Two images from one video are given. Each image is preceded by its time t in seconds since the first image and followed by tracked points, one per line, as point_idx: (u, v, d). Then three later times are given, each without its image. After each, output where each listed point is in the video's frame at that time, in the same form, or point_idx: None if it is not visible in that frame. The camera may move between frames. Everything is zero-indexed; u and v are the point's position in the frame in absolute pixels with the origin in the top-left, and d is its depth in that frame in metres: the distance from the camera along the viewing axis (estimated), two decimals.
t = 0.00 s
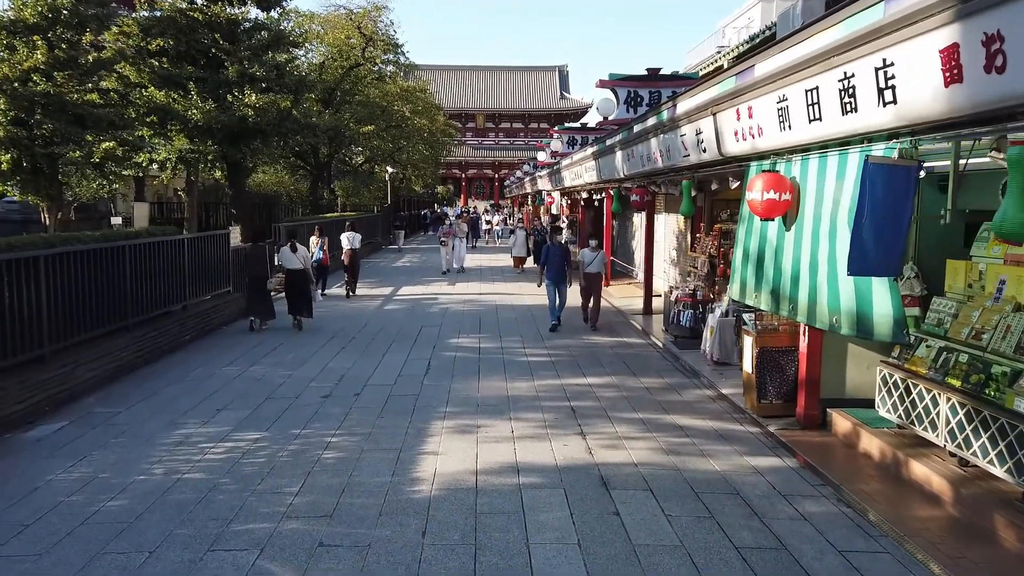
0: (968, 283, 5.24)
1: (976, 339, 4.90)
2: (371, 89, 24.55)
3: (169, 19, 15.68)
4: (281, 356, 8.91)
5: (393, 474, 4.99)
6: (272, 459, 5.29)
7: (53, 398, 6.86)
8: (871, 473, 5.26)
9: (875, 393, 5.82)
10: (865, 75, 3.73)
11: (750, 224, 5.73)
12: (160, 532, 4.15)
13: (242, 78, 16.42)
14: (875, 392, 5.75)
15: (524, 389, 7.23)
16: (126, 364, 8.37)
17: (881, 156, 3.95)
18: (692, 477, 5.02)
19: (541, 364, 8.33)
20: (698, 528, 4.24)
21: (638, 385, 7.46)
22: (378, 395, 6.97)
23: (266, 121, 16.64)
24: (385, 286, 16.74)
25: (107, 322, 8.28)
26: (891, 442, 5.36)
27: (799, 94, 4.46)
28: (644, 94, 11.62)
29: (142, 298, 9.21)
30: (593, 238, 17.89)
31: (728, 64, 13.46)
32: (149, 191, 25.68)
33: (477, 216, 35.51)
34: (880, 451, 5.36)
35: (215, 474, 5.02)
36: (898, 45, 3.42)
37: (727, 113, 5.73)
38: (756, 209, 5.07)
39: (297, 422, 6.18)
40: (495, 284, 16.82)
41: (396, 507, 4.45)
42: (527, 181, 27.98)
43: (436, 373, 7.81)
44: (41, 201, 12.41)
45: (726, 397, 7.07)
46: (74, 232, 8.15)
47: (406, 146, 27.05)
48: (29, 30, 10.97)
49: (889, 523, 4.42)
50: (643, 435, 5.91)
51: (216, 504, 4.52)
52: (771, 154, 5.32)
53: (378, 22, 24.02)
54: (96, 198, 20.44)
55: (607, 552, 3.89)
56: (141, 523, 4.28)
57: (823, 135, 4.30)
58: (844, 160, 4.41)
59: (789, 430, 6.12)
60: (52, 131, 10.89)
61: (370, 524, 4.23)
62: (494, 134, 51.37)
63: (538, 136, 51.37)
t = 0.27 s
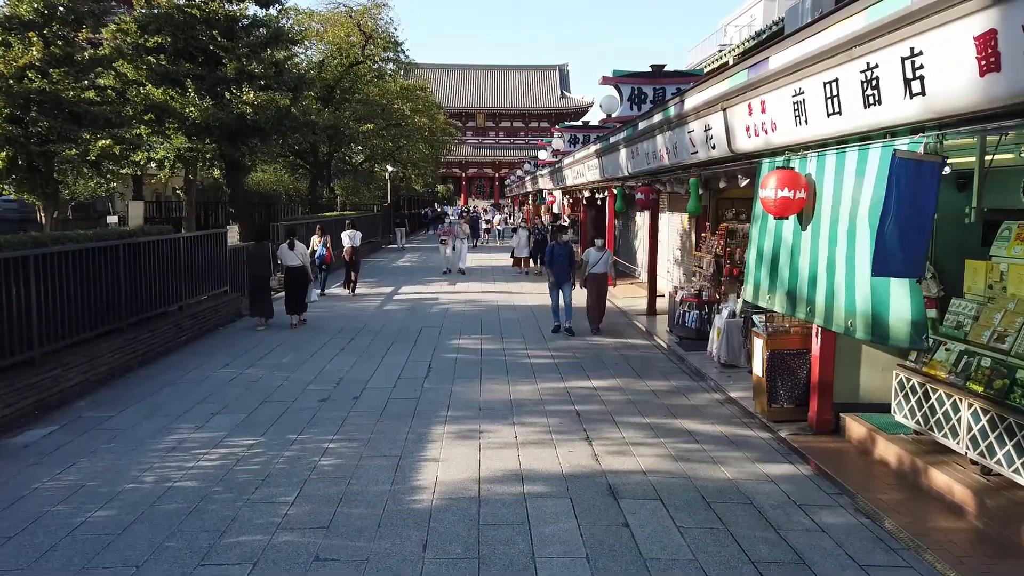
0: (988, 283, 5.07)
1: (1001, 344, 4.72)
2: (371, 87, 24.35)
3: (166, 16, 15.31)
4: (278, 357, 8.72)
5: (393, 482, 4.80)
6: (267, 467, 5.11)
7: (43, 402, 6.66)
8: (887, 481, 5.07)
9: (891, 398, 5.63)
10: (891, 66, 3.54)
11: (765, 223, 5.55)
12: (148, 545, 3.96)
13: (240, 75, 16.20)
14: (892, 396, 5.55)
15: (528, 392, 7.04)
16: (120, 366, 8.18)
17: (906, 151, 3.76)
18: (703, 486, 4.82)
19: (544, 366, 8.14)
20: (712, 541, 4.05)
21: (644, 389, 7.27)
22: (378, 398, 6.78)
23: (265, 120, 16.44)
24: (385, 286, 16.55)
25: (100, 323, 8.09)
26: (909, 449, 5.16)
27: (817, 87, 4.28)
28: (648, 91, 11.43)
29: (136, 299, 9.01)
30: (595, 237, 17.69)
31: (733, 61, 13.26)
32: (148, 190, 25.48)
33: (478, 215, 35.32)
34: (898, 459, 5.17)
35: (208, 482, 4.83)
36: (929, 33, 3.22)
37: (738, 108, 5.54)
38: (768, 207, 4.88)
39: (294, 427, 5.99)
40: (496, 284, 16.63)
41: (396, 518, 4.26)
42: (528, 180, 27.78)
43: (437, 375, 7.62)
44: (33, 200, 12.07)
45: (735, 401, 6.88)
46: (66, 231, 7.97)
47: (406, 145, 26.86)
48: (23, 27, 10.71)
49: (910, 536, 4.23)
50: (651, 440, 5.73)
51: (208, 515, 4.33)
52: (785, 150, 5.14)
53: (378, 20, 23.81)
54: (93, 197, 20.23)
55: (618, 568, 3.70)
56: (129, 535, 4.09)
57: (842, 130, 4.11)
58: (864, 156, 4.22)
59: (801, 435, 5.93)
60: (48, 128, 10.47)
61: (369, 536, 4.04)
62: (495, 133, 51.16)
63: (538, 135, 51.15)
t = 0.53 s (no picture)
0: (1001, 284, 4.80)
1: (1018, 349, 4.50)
2: (368, 86, 24.14)
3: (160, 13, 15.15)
4: (272, 361, 8.53)
5: (389, 493, 4.62)
6: (258, 476, 4.92)
7: (29, 407, 6.47)
8: (899, 490, 4.91)
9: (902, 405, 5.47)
10: (914, 60, 3.37)
11: (773, 225, 5.40)
12: (132, 562, 3.77)
13: (235, 74, 15.98)
14: (903, 403, 5.39)
15: (528, 397, 6.87)
16: (111, 369, 7.99)
17: (927, 151, 3.58)
18: (710, 497, 4.66)
19: (544, 370, 7.97)
20: (722, 556, 3.88)
21: (647, 393, 7.11)
22: (374, 404, 6.60)
23: (260, 119, 16.22)
24: (381, 287, 16.36)
25: (89, 326, 7.89)
26: (922, 457, 5.00)
27: (832, 83, 4.10)
28: (649, 90, 11.27)
29: (127, 300, 8.82)
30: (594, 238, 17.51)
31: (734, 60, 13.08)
32: (142, 189, 25.27)
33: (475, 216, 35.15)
34: (910, 467, 5.00)
35: (198, 493, 4.66)
36: (956, 24, 3.05)
37: (746, 106, 5.37)
38: (779, 208, 4.73)
39: (287, 433, 5.81)
40: (494, 285, 16.45)
41: (392, 532, 4.08)
42: (525, 180, 27.61)
43: (435, 380, 7.44)
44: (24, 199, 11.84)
45: (740, 406, 6.71)
46: (54, 232, 7.78)
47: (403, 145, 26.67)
48: (12, 24, 10.38)
49: (925, 550, 4.06)
50: (655, 448, 5.56)
51: (196, 529, 4.15)
52: (795, 149, 4.97)
53: (375, 18, 23.60)
54: (86, 196, 20.00)
55: None
56: (113, 551, 3.90)
57: (859, 127, 3.94)
58: (880, 155, 4.05)
59: (808, 442, 5.77)
60: (41, 128, 10.15)
61: (364, 552, 3.85)
62: (492, 133, 51.01)
63: (535, 135, 51.00)
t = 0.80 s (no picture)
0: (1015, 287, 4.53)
1: None
2: (363, 85, 23.94)
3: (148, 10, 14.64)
4: (263, 363, 8.34)
5: (381, 504, 4.43)
6: (245, 486, 4.73)
7: (11, 413, 6.27)
8: (910, 500, 4.73)
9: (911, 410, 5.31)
10: (933, 51, 3.19)
11: (780, 225, 5.23)
12: None
13: (228, 72, 15.76)
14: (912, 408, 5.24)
15: (525, 401, 6.69)
16: (97, 373, 7.79)
17: (945, 146, 3.41)
18: (716, 507, 4.48)
19: (541, 373, 7.79)
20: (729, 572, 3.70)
21: (647, 397, 6.93)
22: (367, 409, 6.41)
23: (253, 118, 16.00)
24: (376, 288, 16.17)
25: (75, 328, 7.68)
26: (933, 465, 4.84)
27: (843, 76, 3.93)
28: (647, 88, 11.11)
29: (115, 302, 8.61)
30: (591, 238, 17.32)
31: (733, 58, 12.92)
32: (136, 189, 25.03)
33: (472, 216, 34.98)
34: (921, 475, 4.84)
35: (181, 504, 4.46)
36: (980, 12, 2.87)
37: (750, 102, 5.21)
38: (787, 208, 4.56)
39: (277, 440, 5.62)
40: (491, 286, 16.26)
41: (383, 546, 3.90)
42: (522, 180, 27.45)
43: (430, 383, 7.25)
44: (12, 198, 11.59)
45: (743, 411, 6.53)
46: (39, 232, 7.57)
47: (398, 145, 26.47)
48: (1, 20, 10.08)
49: (939, 563, 3.88)
50: (657, 455, 5.38)
51: (178, 543, 3.96)
52: (802, 146, 4.81)
53: (370, 17, 23.40)
54: (78, 196, 19.77)
55: None
56: (90, 567, 3.71)
57: (872, 122, 3.77)
58: (893, 151, 3.88)
59: (813, 448, 5.60)
60: (29, 126, 9.89)
61: (354, 568, 3.67)
62: (488, 133, 50.85)
63: (532, 135, 50.85)
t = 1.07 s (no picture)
0: None
1: None
2: (358, 84, 23.71)
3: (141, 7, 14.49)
4: (252, 367, 8.13)
5: (370, 516, 4.24)
6: (228, 497, 4.54)
7: None
8: (921, 509, 4.56)
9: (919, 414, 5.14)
10: (951, 39, 3.02)
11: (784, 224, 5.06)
12: None
13: (219, 70, 15.58)
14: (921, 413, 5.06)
15: (521, 406, 6.49)
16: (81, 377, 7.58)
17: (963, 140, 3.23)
18: (720, 519, 4.30)
19: (538, 377, 7.60)
20: None
21: (646, 401, 6.74)
22: (358, 414, 6.21)
23: (245, 117, 15.76)
24: (370, 289, 15.95)
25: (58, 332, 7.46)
26: (943, 472, 4.67)
27: (854, 68, 3.76)
28: (645, 85, 10.93)
29: (100, 304, 8.39)
30: (588, 238, 17.14)
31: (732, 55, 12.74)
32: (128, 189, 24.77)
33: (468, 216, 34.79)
34: (931, 483, 4.66)
35: (161, 517, 4.26)
36: None
37: (754, 97, 5.03)
38: (791, 206, 4.35)
39: (263, 448, 5.42)
40: (487, 286, 16.06)
41: (372, 562, 3.71)
42: (518, 180, 27.27)
43: (423, 387, 7.06)
44: None
45: (745, 415, 6.35)
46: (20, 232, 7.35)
47: (394, 144, 26.25)
48: None
49: None
50: (657, 462, 5.20)
51: (156, 559, 3.76)
52: (807, 142, 4.63)
53: (364, 15, 23.17)
54: (69, 196, 19.51)
55: None
56: None
57: (884, 116, 3.60)
58: (904, 146, 3.70)
59: (818, 454, 5.42)
60: (16, 126, 9.60)
61: None
62: (484, 133, 50.66)
63: (528, 134, 50.68)
